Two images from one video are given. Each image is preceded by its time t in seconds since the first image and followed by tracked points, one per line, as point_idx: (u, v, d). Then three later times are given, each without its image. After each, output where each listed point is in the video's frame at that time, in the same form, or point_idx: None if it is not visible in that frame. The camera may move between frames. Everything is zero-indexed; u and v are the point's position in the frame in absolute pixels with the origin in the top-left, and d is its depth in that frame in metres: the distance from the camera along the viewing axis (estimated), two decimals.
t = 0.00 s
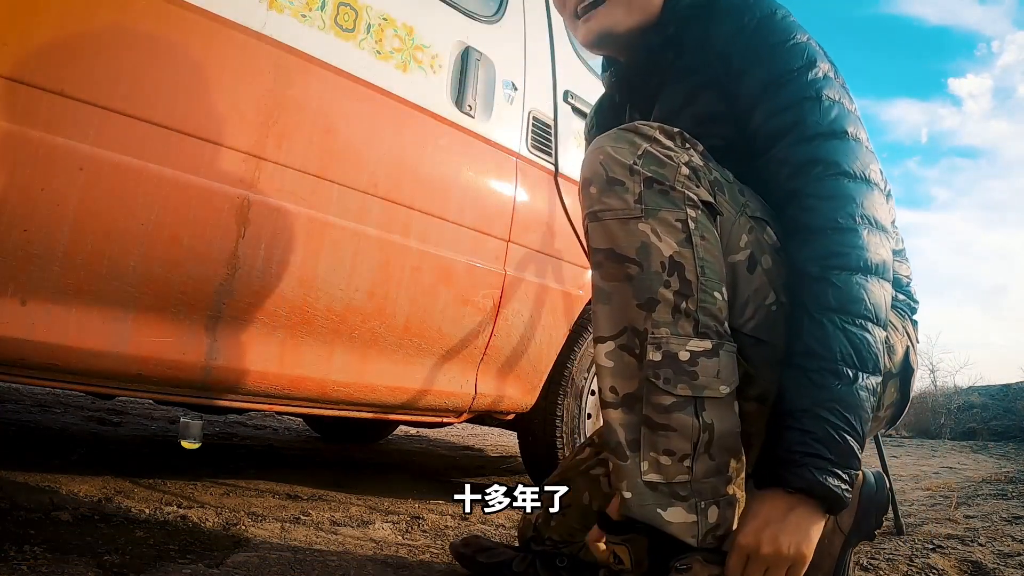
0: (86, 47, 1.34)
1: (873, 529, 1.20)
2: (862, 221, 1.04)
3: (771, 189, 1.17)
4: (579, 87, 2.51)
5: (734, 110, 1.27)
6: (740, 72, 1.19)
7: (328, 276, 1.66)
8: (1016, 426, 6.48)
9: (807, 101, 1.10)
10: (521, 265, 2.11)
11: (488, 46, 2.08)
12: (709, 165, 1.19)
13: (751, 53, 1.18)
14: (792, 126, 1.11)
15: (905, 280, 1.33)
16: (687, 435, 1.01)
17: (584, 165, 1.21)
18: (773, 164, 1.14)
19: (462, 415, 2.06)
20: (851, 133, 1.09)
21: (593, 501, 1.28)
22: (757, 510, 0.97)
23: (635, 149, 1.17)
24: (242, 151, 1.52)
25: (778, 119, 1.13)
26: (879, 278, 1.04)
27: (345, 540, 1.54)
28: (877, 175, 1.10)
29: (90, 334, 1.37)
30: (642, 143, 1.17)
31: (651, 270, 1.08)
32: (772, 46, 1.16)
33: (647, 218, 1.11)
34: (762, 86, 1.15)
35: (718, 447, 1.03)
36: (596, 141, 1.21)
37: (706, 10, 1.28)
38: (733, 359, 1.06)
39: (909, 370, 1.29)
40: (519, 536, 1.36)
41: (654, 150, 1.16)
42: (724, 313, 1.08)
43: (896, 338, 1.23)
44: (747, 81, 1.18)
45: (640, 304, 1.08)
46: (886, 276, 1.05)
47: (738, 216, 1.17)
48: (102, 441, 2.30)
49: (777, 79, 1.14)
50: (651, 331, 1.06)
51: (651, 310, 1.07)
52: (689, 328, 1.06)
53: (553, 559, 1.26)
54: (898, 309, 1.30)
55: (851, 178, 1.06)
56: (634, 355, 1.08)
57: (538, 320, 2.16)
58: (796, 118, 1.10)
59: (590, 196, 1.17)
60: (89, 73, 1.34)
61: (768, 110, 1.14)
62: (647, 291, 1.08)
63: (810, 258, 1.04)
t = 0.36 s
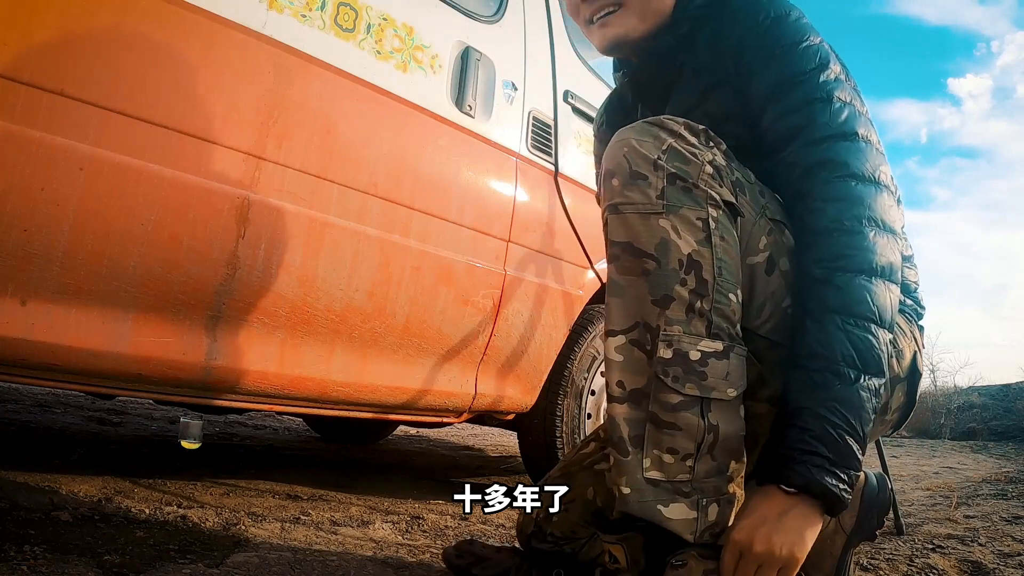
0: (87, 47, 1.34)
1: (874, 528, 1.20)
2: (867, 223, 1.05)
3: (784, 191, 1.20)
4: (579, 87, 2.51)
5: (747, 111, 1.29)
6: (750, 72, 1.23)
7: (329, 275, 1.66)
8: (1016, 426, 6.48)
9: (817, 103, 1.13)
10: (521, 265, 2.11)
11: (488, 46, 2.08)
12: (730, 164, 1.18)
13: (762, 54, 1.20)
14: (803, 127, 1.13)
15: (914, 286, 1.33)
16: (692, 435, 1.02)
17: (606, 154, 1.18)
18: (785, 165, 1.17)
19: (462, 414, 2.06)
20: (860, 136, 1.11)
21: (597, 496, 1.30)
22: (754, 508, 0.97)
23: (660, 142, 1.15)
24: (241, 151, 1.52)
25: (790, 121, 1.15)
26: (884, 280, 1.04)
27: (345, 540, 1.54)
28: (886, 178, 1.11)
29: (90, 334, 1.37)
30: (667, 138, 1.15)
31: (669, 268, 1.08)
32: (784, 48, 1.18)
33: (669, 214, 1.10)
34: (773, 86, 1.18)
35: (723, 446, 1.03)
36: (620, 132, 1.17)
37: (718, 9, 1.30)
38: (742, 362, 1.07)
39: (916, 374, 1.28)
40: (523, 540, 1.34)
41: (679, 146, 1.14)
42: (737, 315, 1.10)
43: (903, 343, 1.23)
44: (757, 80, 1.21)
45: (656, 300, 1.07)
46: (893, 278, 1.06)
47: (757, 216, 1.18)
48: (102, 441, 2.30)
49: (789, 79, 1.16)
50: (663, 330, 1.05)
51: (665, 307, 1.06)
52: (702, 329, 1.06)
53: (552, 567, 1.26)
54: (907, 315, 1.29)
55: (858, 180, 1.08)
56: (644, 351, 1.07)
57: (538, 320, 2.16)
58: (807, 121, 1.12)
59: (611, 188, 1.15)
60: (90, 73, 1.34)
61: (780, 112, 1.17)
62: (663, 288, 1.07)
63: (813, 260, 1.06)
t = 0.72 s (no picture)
0: (87, 48, 1.34)
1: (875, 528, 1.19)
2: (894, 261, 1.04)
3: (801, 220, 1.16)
4: (579, 86, 2.51)
5: (759, 135, 1.25)
6: (769, 103, 1.17)
7: (328, 275, 1.66)
8: (1016, 426, 6.48)
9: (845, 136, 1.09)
10: (521, 265, 2.11)
11: (488, 46, 2.08)
12: (743, 198, 1.15)
13: (781, 80, 1.15)
14: (833, 162, 1.09)
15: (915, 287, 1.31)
16: (721, 476, 1.02)
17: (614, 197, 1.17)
18: (805, 196, 1.13)
19: (462, 415, 2.06)
20: (884, 170, 1.09)
21: (601, 501, 1.29)
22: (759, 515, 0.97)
23: (673, 184, 1.12)
24: (241, 151, 1.52)
25: (816, 154, 1.11)
26: (908, 317, 1.04)
27: (345, 540, 1.54)
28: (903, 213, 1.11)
29: (91, 334, 1.37)
30: (680, 177, 1.12)
31: (689, 321, 1.06)
32: (802, 76, 1.14)
33: (685, 264, 1.07)
34: (795, 117, 1.13)
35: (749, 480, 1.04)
36: (630, 173, 1.15)
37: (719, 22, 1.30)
38: (762, 403, 1.06)
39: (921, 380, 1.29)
40: (522, 540, 1.34)
41: (693, 186, 1.11)
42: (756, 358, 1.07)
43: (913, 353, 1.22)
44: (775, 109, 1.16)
45: (676, 352, 1.06)
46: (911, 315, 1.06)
47: (772, 248, 1.15)
48: (102, 441, 2.30)
49: (812, 111, 1.12)
50: (685, 381, 1.04)
51: (686, 359, 1.05)
52: (724, 378, 1.04)
53: (552, 567, 1.30)
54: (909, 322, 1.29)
55: (886, 217, 1.06)
56: (667, 401, 1.07)
57: (538, 320, 2.16)
58: (839, 154, 1.08)
59: (624, 234, 1.14)
60: (90, 73, 1.34)
61: (807, 144, 1.12)
62: (684, 340, 1.05)
63: (846, 300, 1.02)
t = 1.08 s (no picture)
0: (86, 48, 1.34)
1: (874, 527, 1.20)
2: (874, 249, 0.99)
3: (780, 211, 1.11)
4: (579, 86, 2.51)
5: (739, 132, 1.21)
6: (737, 90, 1.11)
7: (328, 275, 1.66)
8: (1016, 426, 6.48)
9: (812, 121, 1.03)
10: (521, 265, 2.11)
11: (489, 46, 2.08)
12: (721, 188, 1.13)
13: (748, 67, 1.08)
14: (802, 149, 1.02)
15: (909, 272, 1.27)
16: (705, 474, 1.00)
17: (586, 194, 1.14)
18: (779, 187, 1.07)
19: (462, 415, 2.06)
20: (859, 151, 1.03)
21: (597, 504, 1.30)
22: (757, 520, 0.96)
23: (642, 179, 1.09)
24: (241, 151, 1.52)
25: (786, 141, 1.04)
26: (891, 306, 0.99)
27: (345, 540, 1.54)
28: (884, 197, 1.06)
29: (91, 334, 1.37)
30: (649, 170, 1.10)
31: (662, 317, 1.03)
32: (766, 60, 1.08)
33: (657, 259, 1.05)
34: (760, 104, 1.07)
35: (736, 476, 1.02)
36: (600, 169, 1.13)
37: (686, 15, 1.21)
38: (746, 398, 1.03)
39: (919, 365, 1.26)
40: (519, 541, 1.34)
41: (663, 179, 1.09)
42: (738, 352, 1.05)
43: (907, 341, 1.19)
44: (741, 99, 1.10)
45: (652, 349, 1.04)
46: (896, 305, 1.01)
47: (751, 240, 1.12)
48: (102, 441, 2.30)
49: (778, 95, 1.05)
50: (663, 378, 1.02)
51: (663, 356, 1.03)
52: (703, 373, 1.02)
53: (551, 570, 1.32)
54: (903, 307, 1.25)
55: (861, 203, 1.00)
56: (646, 399, 1.05)
57: (537, 320, 2.16)
58: (806, 141, 1.02)
59: (595, 232, 1.12)
60: (89, 73, 1.34)
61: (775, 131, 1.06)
62: (658, 337, 1.03)
63: (822, 294, 0.98)
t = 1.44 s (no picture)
0: (85, 48, 1.34)
1: (874, 527, 1.20)
2: (864, 241, 0.98)
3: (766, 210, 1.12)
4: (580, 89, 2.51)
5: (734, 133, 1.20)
6: (704, 103, 1.12)
7: (328, 276, 1.66)
8: (1017, 426, 6.48)
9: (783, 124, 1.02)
10: (521, 265, 2.11)
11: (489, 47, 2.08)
12: (721, 169, 1.12)
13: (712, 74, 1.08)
14: (778, 150, 1.02)
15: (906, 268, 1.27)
16: (694, 455, 1.00)
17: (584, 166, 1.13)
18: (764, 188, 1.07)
19: (462, 414, 2.06)
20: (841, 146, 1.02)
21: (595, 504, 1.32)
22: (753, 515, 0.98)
23: (643, 153, 1.09)
24: (242, 151, 1.52)
25: (762, 143, 1.04)
26: (889, 296, 0.98)
27: (345, 540, 1.54)
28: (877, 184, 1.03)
29: (90, 334, 1.37)
30: (649, 146, 1.09)
31: (660, 290, 1.03)
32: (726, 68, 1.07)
33: (656, 233, 1.05)
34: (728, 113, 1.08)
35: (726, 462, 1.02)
36: (599, 142, 1.11)
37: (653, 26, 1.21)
38: (738, 381, 1.04)
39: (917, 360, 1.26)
40: (518, 542, 1.34)
41: (663, 155, 1.08)
42: (733, 332, 1.05)
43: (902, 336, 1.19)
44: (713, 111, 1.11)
45: (646, 325, 1.03)
46: (895, 294, 0.99)
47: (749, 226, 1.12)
48: (101, 441, 2.30)
49: (743, 104, 1.06)
50: (657, 355, 1.02)
51: (657, 332, 1.03)
52: (697, 351, 1.02)
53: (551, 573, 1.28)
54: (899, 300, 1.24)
55: (847, 198, 0.99)
56: (638, 378, 1.04)
57: (537, 320, 2.16)
58: (782, 144, 1.02)
59: (593, 206, 1.10)
60: (89, 73, 1.34)
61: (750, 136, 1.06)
62: (655, 312, 1.03)
63: (810, 290, 0.99)
